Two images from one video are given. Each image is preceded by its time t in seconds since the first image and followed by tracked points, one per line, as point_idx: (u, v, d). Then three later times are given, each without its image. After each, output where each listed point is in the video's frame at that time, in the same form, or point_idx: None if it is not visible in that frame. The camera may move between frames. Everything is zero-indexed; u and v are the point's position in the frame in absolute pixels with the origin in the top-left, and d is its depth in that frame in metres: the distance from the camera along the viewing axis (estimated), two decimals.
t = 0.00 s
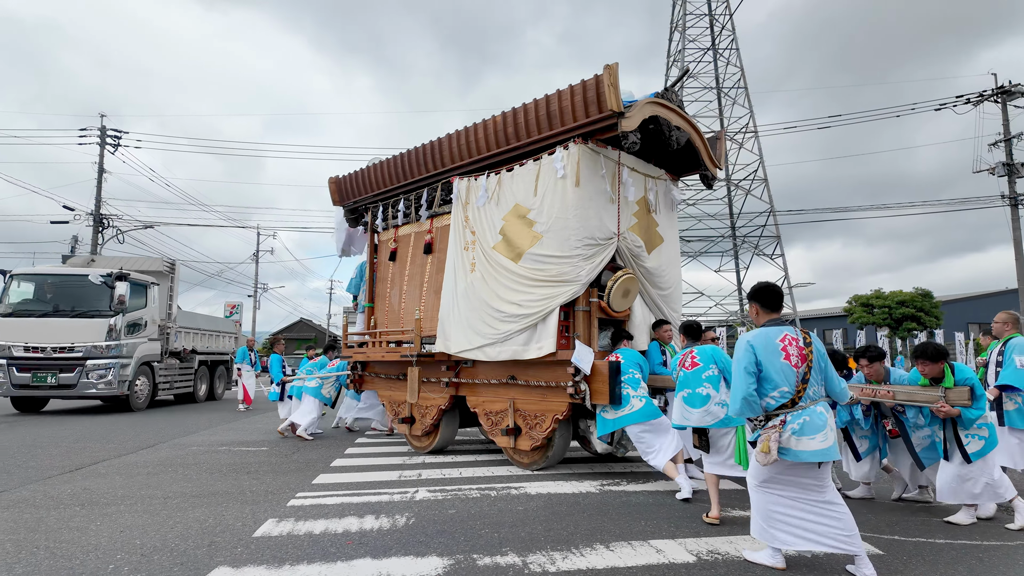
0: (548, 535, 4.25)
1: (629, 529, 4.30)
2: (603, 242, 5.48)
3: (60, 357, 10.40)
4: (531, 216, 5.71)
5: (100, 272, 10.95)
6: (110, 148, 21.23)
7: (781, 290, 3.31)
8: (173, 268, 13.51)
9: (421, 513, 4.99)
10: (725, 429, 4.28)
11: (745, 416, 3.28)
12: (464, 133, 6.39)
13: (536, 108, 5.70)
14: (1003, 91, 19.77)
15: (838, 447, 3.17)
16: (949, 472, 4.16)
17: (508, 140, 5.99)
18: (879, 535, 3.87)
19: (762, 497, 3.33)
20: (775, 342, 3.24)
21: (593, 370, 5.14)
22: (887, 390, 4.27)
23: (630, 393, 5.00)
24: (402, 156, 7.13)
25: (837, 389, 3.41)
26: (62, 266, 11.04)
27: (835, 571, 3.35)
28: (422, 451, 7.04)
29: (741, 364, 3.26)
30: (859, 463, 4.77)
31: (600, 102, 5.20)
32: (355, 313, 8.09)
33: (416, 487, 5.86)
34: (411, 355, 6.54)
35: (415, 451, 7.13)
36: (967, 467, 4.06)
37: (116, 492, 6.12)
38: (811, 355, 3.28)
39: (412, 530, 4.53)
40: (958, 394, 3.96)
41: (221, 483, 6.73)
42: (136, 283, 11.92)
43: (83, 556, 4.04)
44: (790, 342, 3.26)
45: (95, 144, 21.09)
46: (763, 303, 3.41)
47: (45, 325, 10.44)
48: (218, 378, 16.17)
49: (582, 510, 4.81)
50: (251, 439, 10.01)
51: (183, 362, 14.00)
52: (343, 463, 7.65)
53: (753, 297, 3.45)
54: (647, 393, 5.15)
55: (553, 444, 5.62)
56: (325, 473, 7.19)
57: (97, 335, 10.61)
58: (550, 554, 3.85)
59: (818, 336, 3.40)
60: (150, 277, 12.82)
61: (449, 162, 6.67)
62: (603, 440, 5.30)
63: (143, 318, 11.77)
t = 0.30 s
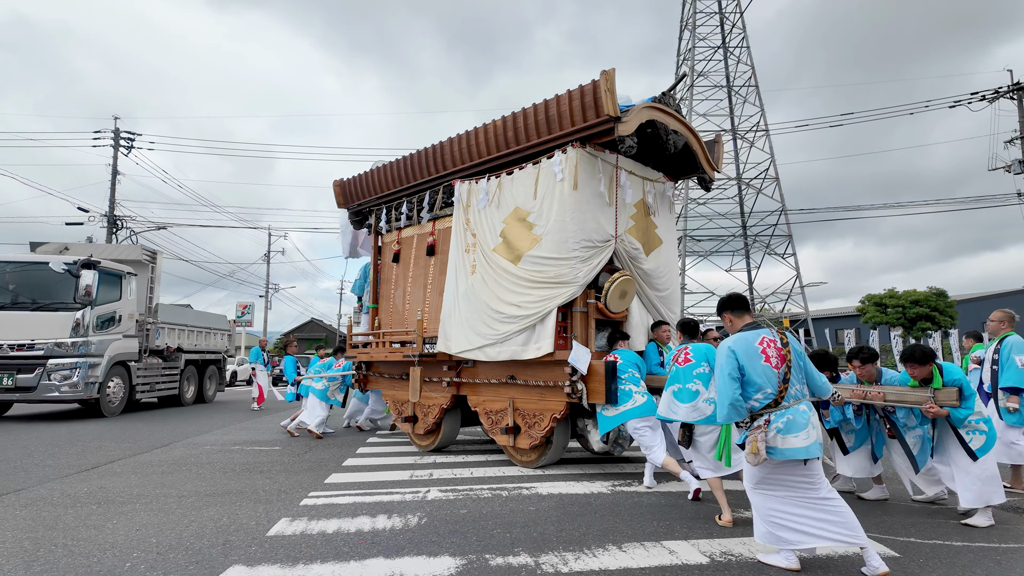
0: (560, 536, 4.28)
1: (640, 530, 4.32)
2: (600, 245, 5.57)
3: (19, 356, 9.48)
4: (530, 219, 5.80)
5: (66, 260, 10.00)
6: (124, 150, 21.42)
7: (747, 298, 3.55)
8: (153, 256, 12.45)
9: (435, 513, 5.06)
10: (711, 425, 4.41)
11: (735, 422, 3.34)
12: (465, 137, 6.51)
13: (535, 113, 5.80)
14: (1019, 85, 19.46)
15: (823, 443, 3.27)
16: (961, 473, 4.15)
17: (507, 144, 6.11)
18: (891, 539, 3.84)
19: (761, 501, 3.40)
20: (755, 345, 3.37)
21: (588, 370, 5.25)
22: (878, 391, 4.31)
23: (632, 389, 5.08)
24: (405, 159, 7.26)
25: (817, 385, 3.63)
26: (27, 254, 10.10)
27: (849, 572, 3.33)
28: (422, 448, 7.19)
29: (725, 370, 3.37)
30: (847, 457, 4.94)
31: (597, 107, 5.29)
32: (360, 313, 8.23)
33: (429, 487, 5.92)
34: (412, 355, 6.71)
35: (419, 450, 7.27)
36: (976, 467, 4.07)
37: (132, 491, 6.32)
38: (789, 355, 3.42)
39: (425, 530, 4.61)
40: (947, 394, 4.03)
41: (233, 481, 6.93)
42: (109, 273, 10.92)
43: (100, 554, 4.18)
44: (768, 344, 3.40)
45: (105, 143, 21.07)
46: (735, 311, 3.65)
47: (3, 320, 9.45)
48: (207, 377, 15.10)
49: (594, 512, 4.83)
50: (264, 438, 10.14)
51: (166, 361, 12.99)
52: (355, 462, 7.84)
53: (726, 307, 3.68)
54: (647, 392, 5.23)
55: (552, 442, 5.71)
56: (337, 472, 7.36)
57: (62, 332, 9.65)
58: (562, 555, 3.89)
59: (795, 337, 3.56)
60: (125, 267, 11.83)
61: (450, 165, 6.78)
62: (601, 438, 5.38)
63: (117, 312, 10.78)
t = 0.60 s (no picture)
0: (573, 537, 4.32)
1: (654, 531, 4.33)
2: (599, 246, 5.67)
3: None
4: (531, 221, 5.91)
5: (21, 244, 9.08)
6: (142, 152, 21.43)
7: (732, 298, 3.70)
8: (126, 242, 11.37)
9: (447, 513, 5.15)
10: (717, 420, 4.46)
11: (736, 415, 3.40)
12: (467, 141, 6.63)
13: (536, 118, 5.90)
14: None
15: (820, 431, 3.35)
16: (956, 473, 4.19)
17: (509, 148, 6.22)
18: (911, 542, 3.77)
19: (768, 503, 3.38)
20: (750, 339, 3.46)
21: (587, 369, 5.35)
22: (870, 391, 4.30)
23: (626, 391, 5.14)
24: (410, 162, 7.40)
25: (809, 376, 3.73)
26: None
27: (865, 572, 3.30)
28: (426, 446, 7.32)
29: (723, 364, 3.46)
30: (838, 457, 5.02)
31: (595, 112, 5.39)
32: (367, 313, 8.37)
33: (441, 487, 5.99)
34: (415, 354, 6.84)
35: (422, 448, 7.41)
36: (969, 468, 4.11)
37: (148, 489, 6.49)
38: (780, 347, 3.53)
39: (438, 529, 4.71)
40: (939, 396, 4.11)
41: (248, 480, 7.07)
42: (74, 260, 9.89)
43: (118, 552, 4.33)
44: (761, 337, 3.49)
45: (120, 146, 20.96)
46: (722, 313, 3.77)
47: None
48: (193, 378, 13.80)
49: (607, 513, 4.86)
50: (277, 437, 10.27)
51: (144, 361, 11.80)
52: (368, 461, 8.01)
53: (712, 308, 3.80)
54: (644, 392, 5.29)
55: (552, 441, 5.81)
56: (349, 471, 7.50)
57: (12, 326, 8.67)
58: (574, 556, 3.90)
59: (785, 330, 3.66)
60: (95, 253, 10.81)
61: (454, 169, 6.90)
62: (598, 437, 5.45)
63: (83, 303, 9.77)
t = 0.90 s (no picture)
0: (584, 537, 4.37)
1: (667, 532, 4.36)
2: (598, 249, 5.76)
3: None
4: (531, 223, 6.00)
5: None
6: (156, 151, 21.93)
7: (741, 289, 3.66)
8: (88, 225, 10.10)
9: (458, 513, 5.25)
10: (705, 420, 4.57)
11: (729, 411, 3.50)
12: (471, 144, 6.74)
13: (537, 121, 5.99)
14: None
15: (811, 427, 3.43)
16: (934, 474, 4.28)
17: (510, 151, 6.32)
18: (926, 543, 3.78)
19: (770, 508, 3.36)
20: (742, 336, 3.52)
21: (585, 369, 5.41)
22: (861, 393, 4.42)
23: (621, 392, 5.25)
24: (416, 165, 7.52)
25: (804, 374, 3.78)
26: None
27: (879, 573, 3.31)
28: (430, 445, 7.43)
29: (714, 360, 3.53)
30: (831, 456, 5.09)
31: (593, 117, 5.48)
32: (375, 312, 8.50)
33: (452, 487, 6.07)
34: (418, 353, 6.96)
35: (427, 447, 7.55)
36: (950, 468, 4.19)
37: (162, 488, 6.66)
38: (775, 344, 3.58)
39: (449, 529, 4.81)
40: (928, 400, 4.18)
41: (261, 480, 7.21)
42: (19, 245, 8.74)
43: (133, 551, 4.47)
44: (754, 334, 3.55)
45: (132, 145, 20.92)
46: (728, 302, 3.74)
47: None
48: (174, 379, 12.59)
49: (618, 513, 4.90)
50: (288, 437, 10.40)
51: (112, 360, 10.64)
52: (379, 461, 8.12)
53: (718, 296, 3.79)
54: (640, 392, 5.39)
55: (551, 440, 5.90)
56: (361, 471, 7.61)
57: None
58: (586, 556, 3.94)
59: (780, 328, 3.71)
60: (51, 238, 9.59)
61: (457, 172, 7.01)
62: (593, 436, 5.58)
63: (29, 294, 8.65)
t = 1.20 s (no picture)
0: (593, 538, 4.47)
1: (677, 532, 4.44)
2: (592, 251, 5.87)
3: None
4: (529, 226, 6.12)
5: None
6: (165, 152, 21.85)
7: (735, 287, 3.72)
8: (30, 201, 8.49)
9: (467, 512, 5.38)
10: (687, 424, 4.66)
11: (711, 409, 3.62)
12: (470, 149, 6.88)
13: (533, 126, 6.12)
14: None
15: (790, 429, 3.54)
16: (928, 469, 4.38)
17: (508, 155, 6.45)
18: (939, 545, 3.82)
19: (771, 509, 3.41)
20: (727, 336, 3.62)
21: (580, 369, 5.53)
22: (849, 393, 4.45)
23: (617, 389, 5.34)
24: (419, 168, 7.67)
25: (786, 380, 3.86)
26: None
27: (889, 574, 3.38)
28: (433, 443, 7.53)
29: (697, 358, 3.63)
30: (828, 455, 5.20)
31: (586, 121, 5.60)
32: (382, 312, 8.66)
33: (461, 486, 6.20)
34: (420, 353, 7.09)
35: (428, 442, 7.65)
36: (941, 463, 4.31)
37: (174, 487, 6.83)
38: (759, 347, 3.67)
39: (459, 528, 4.93)
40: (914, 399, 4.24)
41: (270, 479, 7.38)
42: None
43: (145, 549, 4.62)
44: (739, 335, 3.64)
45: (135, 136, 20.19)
46: (719, 300, 3.79)
47: None
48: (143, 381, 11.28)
49: (627, 514, 5.00)
50: (296, 436, 10.54)
51: (64, 360, 9.22)
52: (388, 461, 8.25)
53: (712, 293, 3.82)
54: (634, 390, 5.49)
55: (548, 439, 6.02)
56: (370, 471, 7.74)
57: None
58: (594, 556, 4.05)
59: (767, 330, 3.79)
60: None
61: (459, 175, 7.15)
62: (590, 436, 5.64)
63: None
